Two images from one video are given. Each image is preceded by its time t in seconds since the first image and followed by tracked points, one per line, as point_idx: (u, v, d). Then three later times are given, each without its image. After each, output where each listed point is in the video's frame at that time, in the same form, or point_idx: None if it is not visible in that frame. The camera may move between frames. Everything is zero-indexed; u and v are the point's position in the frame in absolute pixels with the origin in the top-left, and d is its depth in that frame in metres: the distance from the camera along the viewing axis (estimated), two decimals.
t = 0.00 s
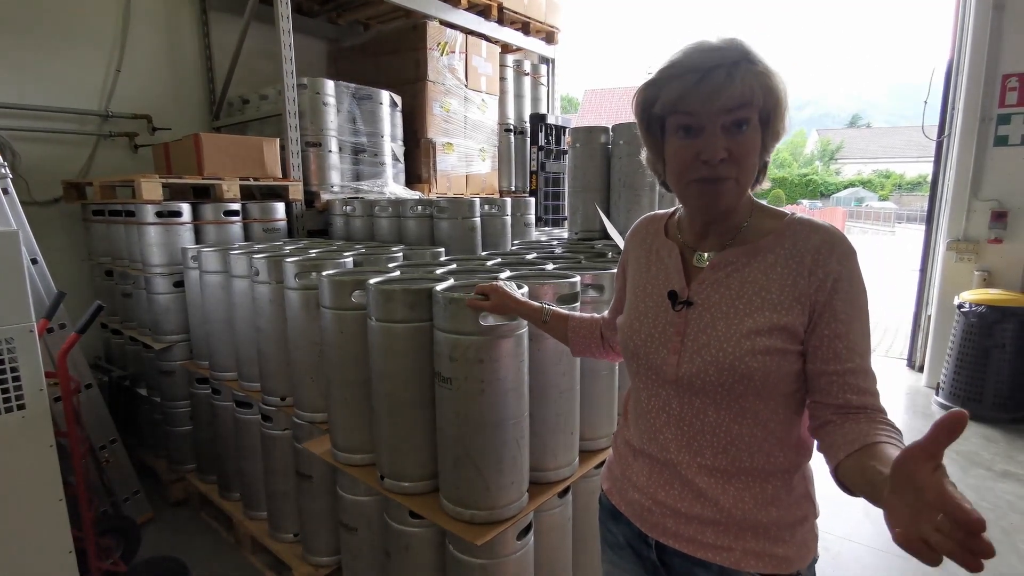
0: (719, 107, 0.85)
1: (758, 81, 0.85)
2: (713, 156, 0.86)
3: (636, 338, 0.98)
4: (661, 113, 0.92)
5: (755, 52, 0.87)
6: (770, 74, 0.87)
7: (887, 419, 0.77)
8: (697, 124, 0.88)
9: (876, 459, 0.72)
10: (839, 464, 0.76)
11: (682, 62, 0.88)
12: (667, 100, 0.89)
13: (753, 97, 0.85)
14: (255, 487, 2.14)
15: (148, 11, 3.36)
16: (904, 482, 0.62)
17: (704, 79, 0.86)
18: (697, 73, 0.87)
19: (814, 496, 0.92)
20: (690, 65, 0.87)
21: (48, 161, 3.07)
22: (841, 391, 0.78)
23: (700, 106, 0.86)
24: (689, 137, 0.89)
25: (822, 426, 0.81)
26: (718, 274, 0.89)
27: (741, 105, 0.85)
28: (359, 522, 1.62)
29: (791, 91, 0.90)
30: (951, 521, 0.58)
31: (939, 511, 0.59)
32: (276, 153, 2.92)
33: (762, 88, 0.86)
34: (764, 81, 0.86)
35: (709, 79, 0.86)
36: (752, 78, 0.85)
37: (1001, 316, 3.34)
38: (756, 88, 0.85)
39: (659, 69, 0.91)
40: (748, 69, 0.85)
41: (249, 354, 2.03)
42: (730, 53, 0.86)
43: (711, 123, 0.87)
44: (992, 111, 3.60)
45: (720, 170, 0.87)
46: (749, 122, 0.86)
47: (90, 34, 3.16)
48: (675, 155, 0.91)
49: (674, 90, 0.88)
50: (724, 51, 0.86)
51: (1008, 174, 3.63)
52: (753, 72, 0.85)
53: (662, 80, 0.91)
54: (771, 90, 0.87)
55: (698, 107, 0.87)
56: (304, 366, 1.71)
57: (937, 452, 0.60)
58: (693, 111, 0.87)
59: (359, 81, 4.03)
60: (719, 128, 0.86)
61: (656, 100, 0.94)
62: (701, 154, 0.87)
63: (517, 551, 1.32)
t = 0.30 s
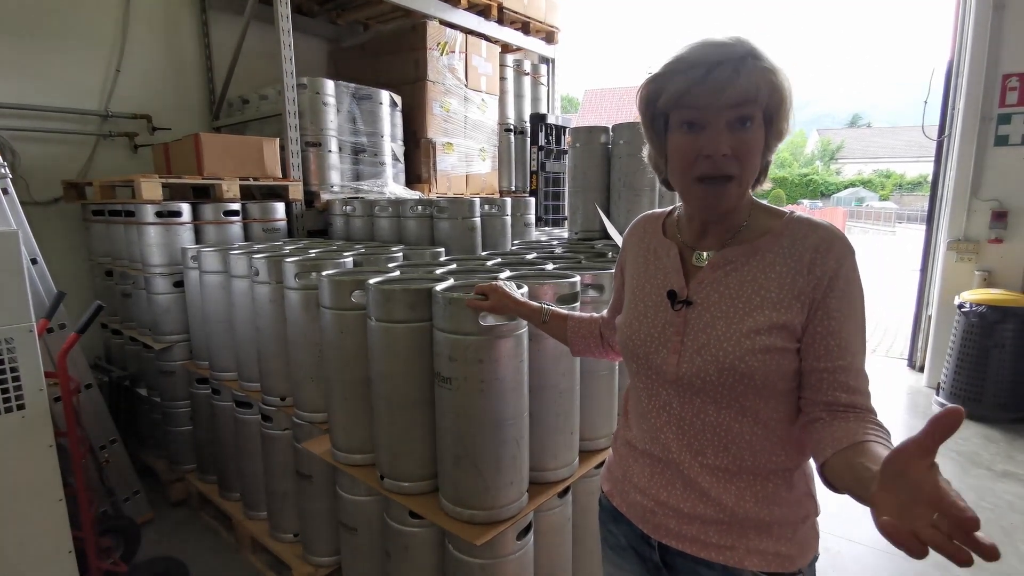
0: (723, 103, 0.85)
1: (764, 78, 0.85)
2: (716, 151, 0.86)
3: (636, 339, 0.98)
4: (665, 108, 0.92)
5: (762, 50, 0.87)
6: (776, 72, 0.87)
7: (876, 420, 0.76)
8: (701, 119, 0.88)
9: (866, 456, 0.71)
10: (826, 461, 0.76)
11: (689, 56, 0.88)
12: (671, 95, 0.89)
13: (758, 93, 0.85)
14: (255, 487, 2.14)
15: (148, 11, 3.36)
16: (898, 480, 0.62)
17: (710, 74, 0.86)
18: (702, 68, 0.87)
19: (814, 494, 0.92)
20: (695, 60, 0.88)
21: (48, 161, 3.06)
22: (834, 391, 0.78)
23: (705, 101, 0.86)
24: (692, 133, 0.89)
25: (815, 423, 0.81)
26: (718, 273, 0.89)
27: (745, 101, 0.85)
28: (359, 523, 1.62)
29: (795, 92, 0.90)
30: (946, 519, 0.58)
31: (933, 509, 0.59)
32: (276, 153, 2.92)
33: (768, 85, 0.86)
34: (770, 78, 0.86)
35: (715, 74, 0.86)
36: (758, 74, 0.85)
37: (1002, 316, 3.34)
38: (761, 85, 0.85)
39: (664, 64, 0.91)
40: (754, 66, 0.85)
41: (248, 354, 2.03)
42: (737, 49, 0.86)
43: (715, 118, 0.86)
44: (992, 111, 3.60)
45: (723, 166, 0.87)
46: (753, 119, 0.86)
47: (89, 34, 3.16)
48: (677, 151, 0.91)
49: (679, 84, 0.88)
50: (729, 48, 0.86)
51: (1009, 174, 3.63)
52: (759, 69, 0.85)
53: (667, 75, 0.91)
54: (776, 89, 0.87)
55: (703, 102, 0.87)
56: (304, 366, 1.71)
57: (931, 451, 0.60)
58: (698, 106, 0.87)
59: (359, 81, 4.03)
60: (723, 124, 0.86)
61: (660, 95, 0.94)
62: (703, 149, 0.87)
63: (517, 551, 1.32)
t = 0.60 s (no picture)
0: (716, 91, 0.86)
1: (757, 68, 0.86)
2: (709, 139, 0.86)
3: (631, 339, 0.98)
4: (660, 99, 0.93)
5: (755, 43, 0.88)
6: (770, 63, 0.87)
7: (882, 415, 0.76)
8: (695, 109, 0.88)
9: (870, 451, 0.71)
10: (834, 458, 0.76)
11: (682, 48, 0.90)
12: (665, 83, 0.90)
13: (751, 82, 0.85)
14: (255, 488, 2.14)
15: (148, 12, 3.36)
16: (900, 469, 0.62)
17: (703, 63, 0.87)
18: (697, 56, 0.88)
19: (816, 495, 0.92)
20: (691, 49, 0.89)
21: (49, 162, 3.06)
22: (836, 389, 0.78)
23: (699, 89, 0.87)
24: (686, 123, 0.89)
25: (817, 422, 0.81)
26: (713, 272, 0.89)
27: (738, 89, 0.85)
28: (359, 523, 1.62)
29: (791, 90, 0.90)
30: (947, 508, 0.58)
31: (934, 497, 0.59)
32: (276, 153, 2.92)
33: (762, 75, 0.86)
34: (765, 68, 0.86)
35: (708, 63, 0.87)
36: (751, 63, 0.86)
37: (1002, 317, 3.33)
38: (755, 73, 0.85)
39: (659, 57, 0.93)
40: (747, 55, 0.86)
41: (249, 355, 2.03)
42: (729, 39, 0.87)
43: (708, 107, 0.87)
44: (993, 111, 3.60)
45: (716, 155, 0.86)
46: (746, 109, 0.86)
47: (90, 35, 3.16)
48: (672, 141, 0.90)
49: (672, 74, 0.89)
50: (725, 39, 0.88)
51: (1010, 174, 3.63)
52: (752, 59, 0.86)
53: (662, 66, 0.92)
54: (771, 83, 0.87)
55: (696, 91, 0.87)
56: (304, 367, 1.71)
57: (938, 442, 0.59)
58: (691, 94, 0.87)
59: (359, 82, 4.03)
60: (716, 112, 0.86)
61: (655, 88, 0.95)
62: (697, 137, 0.87)
63: (517, 551, 1.32)
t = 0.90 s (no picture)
0: (716, 85, 0.86)
1: (757, 64, 0.86)
2: (708, 134, 0.86)
3: (632, 339, 0.98)
4: (660, 95, 0.93)
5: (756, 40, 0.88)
6: (770, 60, 0.87)
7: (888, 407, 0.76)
8: (695, 104, 0.88)
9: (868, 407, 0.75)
10: (836, 441, 0.77)
11: (683, 44, 0.90)
12: (665, 79, 0.90)
13: (752, 77, 0.85)
14: (256, 488, 2.14)
15: (148, 12, 3.37)
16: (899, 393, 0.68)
17: (703, 59, 0.87)
18: (695, 52, 0.88)
19: (819, 498, 0.92)
20: (690, 45, 0.89)
21: (48, 163, 3.06)
22: (839, 387, 0.78)
23: (698, 84, 0.87)
24: (686, 118, 0.89)
25: (818, 420, 0.81)
26: (713, 270, 0.89)
27: (738, 84, 0.85)
28: (360, 523, 1.62)
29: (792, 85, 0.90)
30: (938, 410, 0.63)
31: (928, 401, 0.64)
32: (276, 153, 2.92)
33: (762, 71, 0.86)
34: (765, 64, 0.87)
35: (708, 58, 0.87)
36: (751, 59, 0.86)
37: (1002, 316, 3.33)
38: (754, 69, 0.86)
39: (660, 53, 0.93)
40: (746, 51, 0.86)
41: (248, 355, 2.03)
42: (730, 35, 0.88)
43: (708, 102, 0.87)
44: (993, 110, 3.61)
45: (716, 150, 0.86)
46: (746, 105, 0.86)
47: (90, 36, 3.16)
48: (672, 137, 0.91)
49: (673, 69, 0.89)
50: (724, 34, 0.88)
51: (1010, 173, 3.63)
52: (753, 55, 0.86)
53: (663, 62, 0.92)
54: (771, 77, 0.87)
55: (696, 85, 0.87)
56: (304, 367, 1.71)
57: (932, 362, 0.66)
58: (691, 89, 0.88)
59: (359, 82, 4.04)
60: (716, 107, 0.86)
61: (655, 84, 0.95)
62: (696, 132, 0.87)
63: (518, 551, 1.32)
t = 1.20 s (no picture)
0: (721, 82, 0.86)
1: (762, 60, 0.87)
2: (715, 131, 0.86)
3: (638, 343, 0.98)
4: (664, 93, 0.93)
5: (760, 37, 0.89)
6: (774, 56, 0.88)
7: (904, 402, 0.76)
8: (699, 102, 0.88)
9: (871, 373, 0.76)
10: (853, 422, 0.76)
11: (687, 42, 0.91)
12: (668, 78, 0.91)
13: (756, 74, 0.86)
14: (256, 488, 2.15)
15: (148, 12, 3.37)
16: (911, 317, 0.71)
17: (707, 57, 0.88)
18: (699, 50, 0.89)
19: (829, 504, 0.91)
20: (692, 44, 0.90)
21: (48, 163, 3.07)
22: (853, 392, 0.78)
23: (703, 82, 0.87)
24: (691, 117, 0.89)
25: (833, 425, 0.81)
26: (722, 273, 0.89)
27: (743, 81, 0.86)
28: (360, 523, 1.62)
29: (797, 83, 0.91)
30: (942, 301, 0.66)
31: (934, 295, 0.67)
32: (276, 153, 2.92)
33: (766, 68, 0.87)
34: (769, 61, 0.87)
35: (713, 56, 0.88)
36: (755, 55, 0.87)
37: (1002, 316, 3.34)
38: (759, 65, 0.86)
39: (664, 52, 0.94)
40: (750, 48, 0.87)
41: (249, 355, 2.03)
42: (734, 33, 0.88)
43: (713, 99, 0.87)
44: (992, 110, 3.62)
45: (723, 147, 0.86)
46: (752, 102, 0.87)
47: (90, 36, 3.16)
48: (676, 135, 0.91)
49: (677, 67, 0.90)
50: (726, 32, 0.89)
51: (1009, 174, 3.64)
52: (757, 51, 0.87)
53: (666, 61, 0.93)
54: (775, 74, 0.88)
55: (701, 83, 0.88)
56: (304, 367, 1.71)
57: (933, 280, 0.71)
58: (695, 88, 0.88)
59: (359, 83, 4.04)
60: (721, 104, 0.86)
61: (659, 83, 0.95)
62: (702, 130, 0.87)
63: (517, 551, 1.32)
